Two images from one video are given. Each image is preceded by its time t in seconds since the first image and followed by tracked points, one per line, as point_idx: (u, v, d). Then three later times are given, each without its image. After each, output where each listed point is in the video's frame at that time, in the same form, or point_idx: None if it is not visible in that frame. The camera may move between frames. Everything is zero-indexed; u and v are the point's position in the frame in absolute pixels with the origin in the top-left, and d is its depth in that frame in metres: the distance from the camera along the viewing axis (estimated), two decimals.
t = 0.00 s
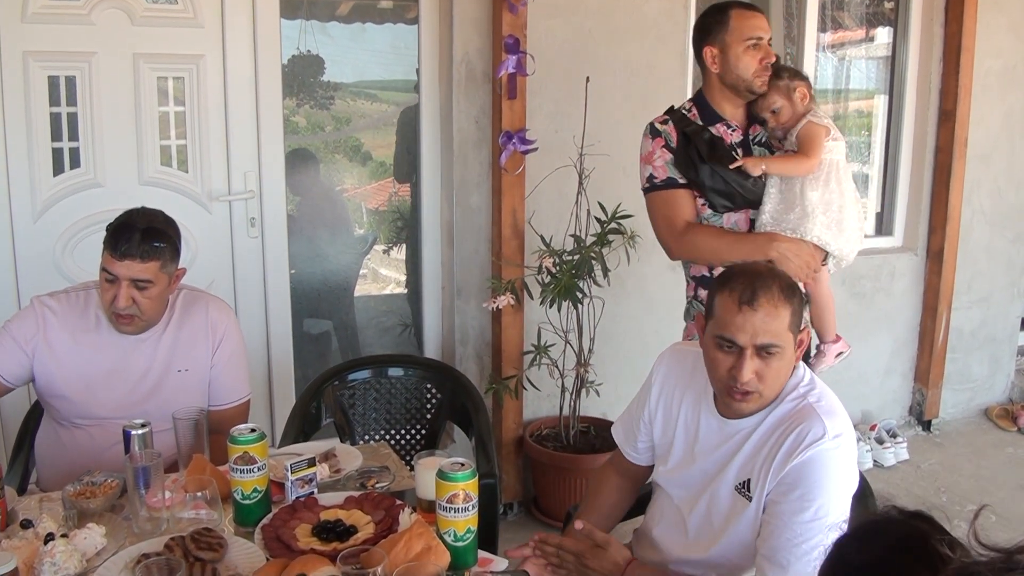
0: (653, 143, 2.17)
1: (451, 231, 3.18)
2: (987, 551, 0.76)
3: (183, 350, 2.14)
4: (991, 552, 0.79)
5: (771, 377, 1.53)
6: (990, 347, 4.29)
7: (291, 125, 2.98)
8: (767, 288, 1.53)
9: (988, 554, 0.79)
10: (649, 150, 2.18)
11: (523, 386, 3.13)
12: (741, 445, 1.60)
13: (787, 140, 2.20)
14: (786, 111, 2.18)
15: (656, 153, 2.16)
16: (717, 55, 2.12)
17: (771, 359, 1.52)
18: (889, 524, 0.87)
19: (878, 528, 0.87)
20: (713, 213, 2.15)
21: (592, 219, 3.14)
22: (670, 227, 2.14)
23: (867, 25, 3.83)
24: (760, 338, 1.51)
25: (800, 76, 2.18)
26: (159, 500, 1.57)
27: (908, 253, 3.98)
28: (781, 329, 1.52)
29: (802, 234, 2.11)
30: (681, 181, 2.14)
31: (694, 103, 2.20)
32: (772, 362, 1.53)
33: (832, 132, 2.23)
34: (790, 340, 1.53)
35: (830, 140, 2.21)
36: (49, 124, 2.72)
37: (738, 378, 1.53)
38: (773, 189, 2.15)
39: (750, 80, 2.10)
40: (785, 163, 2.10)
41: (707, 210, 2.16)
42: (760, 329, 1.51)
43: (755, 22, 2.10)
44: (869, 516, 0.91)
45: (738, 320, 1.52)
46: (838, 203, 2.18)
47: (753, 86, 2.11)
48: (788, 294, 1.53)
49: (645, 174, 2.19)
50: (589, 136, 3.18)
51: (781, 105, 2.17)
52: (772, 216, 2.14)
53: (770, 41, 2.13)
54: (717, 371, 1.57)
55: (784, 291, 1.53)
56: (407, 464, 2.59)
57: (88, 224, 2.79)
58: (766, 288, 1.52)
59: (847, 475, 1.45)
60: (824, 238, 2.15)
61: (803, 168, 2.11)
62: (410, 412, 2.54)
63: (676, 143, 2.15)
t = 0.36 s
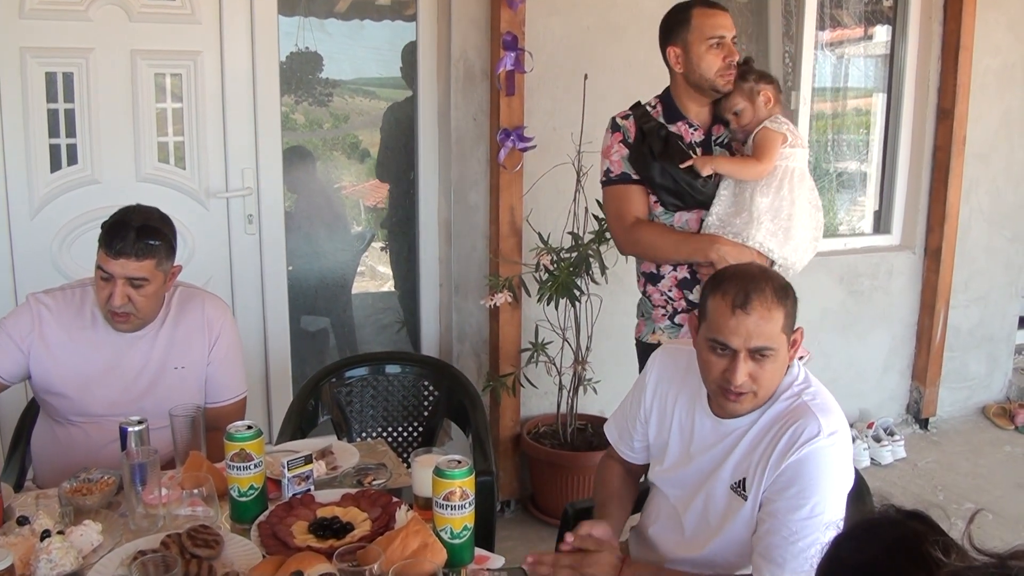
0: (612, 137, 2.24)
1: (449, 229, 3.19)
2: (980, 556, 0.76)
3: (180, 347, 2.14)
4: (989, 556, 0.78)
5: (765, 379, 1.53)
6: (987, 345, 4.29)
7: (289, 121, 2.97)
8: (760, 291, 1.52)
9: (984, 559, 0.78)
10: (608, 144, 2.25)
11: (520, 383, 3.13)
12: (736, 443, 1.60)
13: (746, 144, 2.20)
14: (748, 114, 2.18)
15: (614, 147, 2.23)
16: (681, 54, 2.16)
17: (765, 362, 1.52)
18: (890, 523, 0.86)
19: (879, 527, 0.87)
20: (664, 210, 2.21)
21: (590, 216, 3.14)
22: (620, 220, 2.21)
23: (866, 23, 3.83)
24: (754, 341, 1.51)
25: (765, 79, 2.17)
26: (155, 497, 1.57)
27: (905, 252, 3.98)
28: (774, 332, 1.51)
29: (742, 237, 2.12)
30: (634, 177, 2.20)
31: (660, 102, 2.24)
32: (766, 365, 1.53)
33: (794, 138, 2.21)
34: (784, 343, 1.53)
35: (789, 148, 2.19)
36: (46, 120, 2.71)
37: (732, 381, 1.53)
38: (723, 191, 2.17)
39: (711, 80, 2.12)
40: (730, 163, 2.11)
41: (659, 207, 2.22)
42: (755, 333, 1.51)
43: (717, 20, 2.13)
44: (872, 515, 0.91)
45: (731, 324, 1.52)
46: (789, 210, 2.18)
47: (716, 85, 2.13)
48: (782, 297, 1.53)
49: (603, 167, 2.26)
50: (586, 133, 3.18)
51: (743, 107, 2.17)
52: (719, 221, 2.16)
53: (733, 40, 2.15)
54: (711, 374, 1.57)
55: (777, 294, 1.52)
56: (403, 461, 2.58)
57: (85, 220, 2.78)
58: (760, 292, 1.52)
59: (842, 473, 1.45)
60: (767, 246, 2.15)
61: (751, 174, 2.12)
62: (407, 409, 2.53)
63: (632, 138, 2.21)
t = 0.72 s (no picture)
0: (595, 134, 2.29)
1: (447, 226, 3.18)
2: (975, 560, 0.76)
3: (177, 343, 2.14)
4: (985, 559, 0.78)
5: (755, 396, 1.53)
6: (984, 344, 4.30)
7: (288, 118, 2.97)
8: (743, 311, 1.51)
9: (980, 562, 0.78)
10: (592, 140, 2.30)
11: (517, 381, 3.13)
12: (732, 443, 1.60)
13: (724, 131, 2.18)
14: (731, 104, 2.16)
15: (597, 143, 2.28)
16: (664, 49, 2.16)
17: (753, 379, 1.52)
18: (888, 523, 0.86)
19: (877, 527, 0.87)
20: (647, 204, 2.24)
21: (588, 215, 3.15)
22: (601, 213, 2.25)
23: (864, 22, 3.83)
24: (741, 362, 1.51)
25: (750, 70, 2.15)
26: (152, 493, 1.57)
27: (903, 250, 3.99)
28: (760, 350, 1.51)
29: (711, 223, 2.11)
30: (616, 171, 2.24)
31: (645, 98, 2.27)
32: (755, 381, 1.53)
33: (778, 129, 2.17)
34: (771, 357, 1.52)
35: (768, 135, 2.15)
36: (44, 116, 2.71)
37: (723, 403, 1.53)
38: (702, 182, 2.18)
39: (694, 71, 2.11)
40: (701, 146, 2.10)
41: (641, 201, 2.25)
42: (740, 353, 1.50)
43: (700, 13, 2.11)
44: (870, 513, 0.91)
45: (716, 348, 1.52)
46: (765, 198, 2.13)
47: (700, 77, 2.12)
48: (766, 313, 1.52)
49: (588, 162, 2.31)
50: (584, 131, 3.18)
51: (726, 97, 2.15)
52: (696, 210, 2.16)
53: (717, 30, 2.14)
54: (702, 394, 1.57)
55: (760, 311, 1.52)
56: (401, 458, 2.59)
57: (82, 216, 2.78)
58: (742, 313, 1.51)
59: (837, 471, 1.45)
60: (739, 233, 2.11)
61: (719, 156, 2.10)
62: (404, 407, 2.53)
63: (614, 133, 2.25)
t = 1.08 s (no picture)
0: (599, 129, 2.33)
1: (444, 224, 3.19)
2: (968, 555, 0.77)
3: (175, 339, 2.15)
4: (978, 554, 0.79)
5: (757, 379, 1.54)
6: (981, 342, 4.31)
7: (286, 115, 2.98)
8: (751, 292, 1.52)
9: (973, 556, 0.79)
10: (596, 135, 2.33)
11: (514, 378, 3.14)
12: (726, 439, 1.61)
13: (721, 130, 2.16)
14: (729, 107, 2.14)
15: (599, 139, 2.31)
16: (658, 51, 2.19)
17: (756, 361, 1.53)
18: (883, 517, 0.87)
19: (873, 520, 0.88)
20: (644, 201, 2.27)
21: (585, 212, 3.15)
22: (598, 208, 2.28)
23: (862, 20, 3.83)
24: (746, 342, 1.52)
25: (746, 70, 2.11)
26: (149, 489, 1.58)
27: (899, 249, 4.00)
28: (766, 332, 1.52)
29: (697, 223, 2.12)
30: (614, 168, 2.27)
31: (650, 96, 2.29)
32: (757, 364, 1.53)
33: (777, 130, 2.15)
34: (775, 342, 1.53)
35: (763, 137, 2.13)
36: (42, 112, 2.71)
37: (724, 382, 1.54)
38: (694, 182, 2.17)
39: (683, 75, 2.13)
40: (702, 136, 2.08)
41: (639, 198, 2.27)
42: (746, 333, 1.51)
43: (690, 15, 2.10)
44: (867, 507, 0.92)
45: (723, 326, 1.52)
46: (755, 200, 2.13)
47: (687, 80, 2.13)
48: (773, 297, 1.53)
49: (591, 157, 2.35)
50: (581, 129, 3.19)
51: (723, 102, 2.14)
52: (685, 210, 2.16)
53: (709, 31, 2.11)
54: (703, 375, 1.58)
55: (768, 294, 1.53)
56: (397, 455, 2.59)
57: (80, 213, 2.78)
58: (751, 293, 1.52)
59: (831, 468, 1.46)
60: (725, 235, 2.11)
61: (719, 149, 2.07)
62: (401, 404, 2.54)
63: (614, 130, 2.28)
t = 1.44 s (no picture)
0: (630, 121, 2.36)
1: (441, 223, 3.19)
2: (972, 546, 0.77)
3: (171, 339, 2.15)
4: (979, 548, 0.79)
5: (753, 373, 1.54)
6: (978, 341, 4.32)
7: (283, 115, 2.98)
8: (750, 287, 1.53)
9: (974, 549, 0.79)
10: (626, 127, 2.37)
11: (511, 377, 3.14)
12: (722, 437, 1.61)
13: (747, 130, 2.16)
14: (754, 107, 2.17)
15: (626, 131, 2.35)
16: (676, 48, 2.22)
17: (753, 355, 1.53)
18: (883, 508, 0.87)
19: (872, 510, 0.87)
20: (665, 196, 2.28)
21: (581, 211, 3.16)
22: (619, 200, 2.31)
23: (859, 20, 3.84)
24: (744, 335, 1.52)
25: (771, 68, 2.16)
26: (144, 488, 1.58)
27: (897, 247, 4.00)
28: (764, 326, 1.52)
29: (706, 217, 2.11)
30: (636, 161, 2.30)
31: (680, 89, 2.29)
32: (754, 359, 1.54)
33: (804, 132, 2.14)
34: (772, 337, 1.54)
35: (790, 139, 2.12)
36: (38, 112, 2.71)
37: (721, 375, 1.54)
38: (711, 179, 2.17)
39: (692, 75, 2.15)
40: (742, 142, 2.06)
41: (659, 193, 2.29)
42: (745, 326, 1.52)
43: (693, 16, 2.09)
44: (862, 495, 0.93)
45: (721, 318, 1.53)
46: (768, 202, 2.11)
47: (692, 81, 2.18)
48: (772, 292, 1.54)
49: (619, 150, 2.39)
50: (578, 128, 3.19)
51: (749, 100, 2.17)
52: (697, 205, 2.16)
53: (711, 31, 2.09)
54: (700, 368, 1.58)
55: (767, 289, 1.54)
56: (393, 454, 2.60)
57: (77, 213, 2.78)
58: (749, 287, 1.53)
59: (827, 466, 1.46)
60: (732, 233, 2.09)
61: (760, 152, 2.06)
62: (398, 403, 2.54)
63: (640, 123, 2.30)
